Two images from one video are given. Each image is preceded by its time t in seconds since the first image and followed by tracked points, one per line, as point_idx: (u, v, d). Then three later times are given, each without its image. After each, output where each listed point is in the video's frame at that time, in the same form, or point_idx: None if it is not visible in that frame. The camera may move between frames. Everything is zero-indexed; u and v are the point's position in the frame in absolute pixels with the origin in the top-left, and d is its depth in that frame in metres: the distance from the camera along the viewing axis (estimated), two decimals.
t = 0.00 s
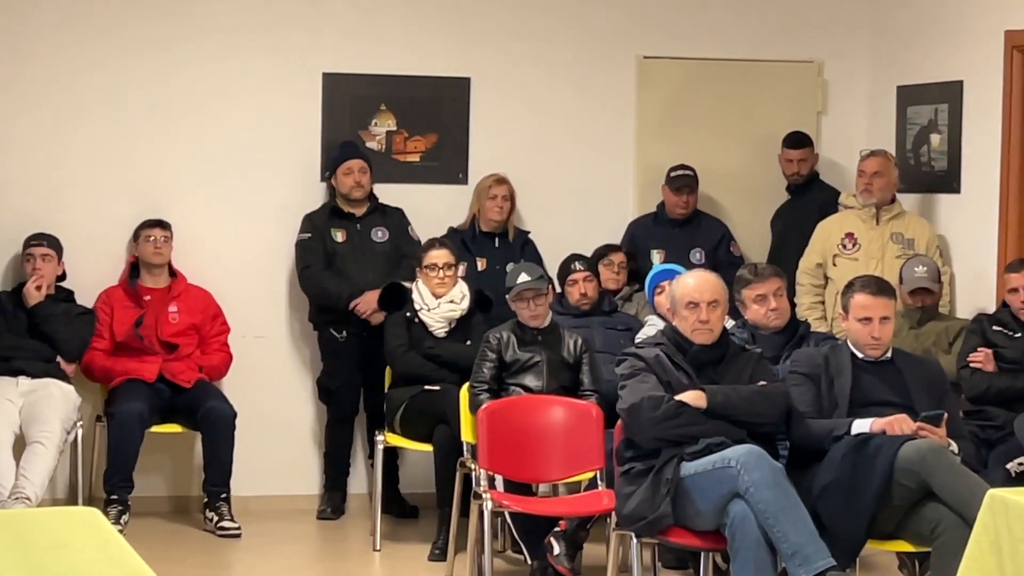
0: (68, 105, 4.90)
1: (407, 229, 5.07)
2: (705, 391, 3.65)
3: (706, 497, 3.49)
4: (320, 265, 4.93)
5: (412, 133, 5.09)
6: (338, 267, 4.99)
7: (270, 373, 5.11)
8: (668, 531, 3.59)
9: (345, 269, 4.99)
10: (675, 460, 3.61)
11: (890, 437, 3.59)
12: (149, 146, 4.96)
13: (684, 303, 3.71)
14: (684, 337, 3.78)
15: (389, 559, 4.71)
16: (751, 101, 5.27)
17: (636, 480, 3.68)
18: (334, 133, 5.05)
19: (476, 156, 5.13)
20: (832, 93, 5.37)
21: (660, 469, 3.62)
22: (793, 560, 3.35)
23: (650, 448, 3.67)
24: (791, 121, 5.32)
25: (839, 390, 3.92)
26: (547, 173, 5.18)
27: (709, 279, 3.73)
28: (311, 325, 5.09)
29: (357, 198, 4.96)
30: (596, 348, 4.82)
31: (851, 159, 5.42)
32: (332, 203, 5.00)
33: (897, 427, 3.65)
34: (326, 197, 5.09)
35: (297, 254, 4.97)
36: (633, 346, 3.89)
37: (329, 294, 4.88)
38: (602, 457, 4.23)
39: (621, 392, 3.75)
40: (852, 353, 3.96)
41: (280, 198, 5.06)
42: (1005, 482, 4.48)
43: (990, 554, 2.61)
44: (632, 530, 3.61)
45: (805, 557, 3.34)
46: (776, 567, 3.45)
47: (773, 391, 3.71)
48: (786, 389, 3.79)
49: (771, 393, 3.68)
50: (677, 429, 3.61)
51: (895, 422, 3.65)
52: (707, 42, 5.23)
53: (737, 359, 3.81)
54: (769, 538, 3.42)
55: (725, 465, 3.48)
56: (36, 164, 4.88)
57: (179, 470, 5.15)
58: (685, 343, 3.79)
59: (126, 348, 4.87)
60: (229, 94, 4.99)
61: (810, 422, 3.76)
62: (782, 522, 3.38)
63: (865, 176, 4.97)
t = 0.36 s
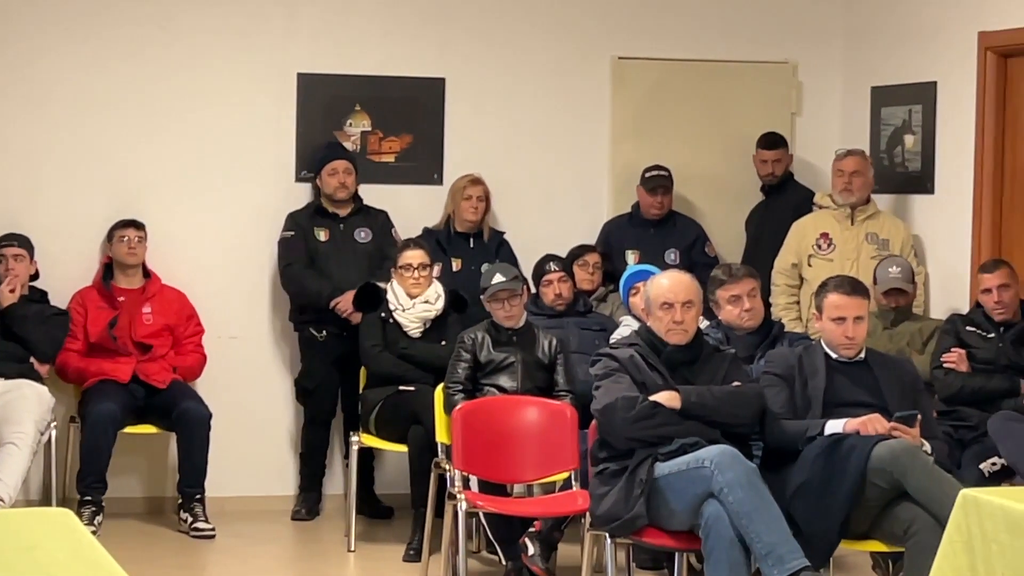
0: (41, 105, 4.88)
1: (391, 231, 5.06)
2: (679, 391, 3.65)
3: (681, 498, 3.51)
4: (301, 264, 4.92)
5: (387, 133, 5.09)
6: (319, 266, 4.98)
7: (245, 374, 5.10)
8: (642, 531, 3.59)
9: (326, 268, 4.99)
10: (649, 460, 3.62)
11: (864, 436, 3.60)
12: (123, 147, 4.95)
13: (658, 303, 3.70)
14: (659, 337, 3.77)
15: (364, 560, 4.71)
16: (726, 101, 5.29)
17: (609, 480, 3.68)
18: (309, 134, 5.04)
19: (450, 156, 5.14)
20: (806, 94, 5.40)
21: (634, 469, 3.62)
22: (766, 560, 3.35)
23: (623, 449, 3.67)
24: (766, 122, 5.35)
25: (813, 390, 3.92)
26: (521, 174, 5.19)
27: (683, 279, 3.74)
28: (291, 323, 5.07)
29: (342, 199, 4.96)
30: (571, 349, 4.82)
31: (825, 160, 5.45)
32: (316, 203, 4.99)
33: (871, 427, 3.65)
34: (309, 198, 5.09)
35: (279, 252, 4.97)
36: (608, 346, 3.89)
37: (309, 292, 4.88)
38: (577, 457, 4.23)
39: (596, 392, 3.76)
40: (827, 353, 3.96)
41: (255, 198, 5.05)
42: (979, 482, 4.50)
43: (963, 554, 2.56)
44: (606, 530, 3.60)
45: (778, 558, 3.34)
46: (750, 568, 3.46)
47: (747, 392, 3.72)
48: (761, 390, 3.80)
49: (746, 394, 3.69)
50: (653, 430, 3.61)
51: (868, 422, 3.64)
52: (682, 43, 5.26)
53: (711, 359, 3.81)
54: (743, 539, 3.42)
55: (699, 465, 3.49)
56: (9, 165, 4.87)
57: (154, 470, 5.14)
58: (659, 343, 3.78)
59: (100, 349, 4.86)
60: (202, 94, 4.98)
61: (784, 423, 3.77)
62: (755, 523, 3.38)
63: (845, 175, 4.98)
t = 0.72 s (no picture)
0: (15, 103, 4.86)
1: (369, 231, 5.06)
2: (654, 390, 3.65)
3: (657, 497, 3.51)
4: (278, 262, 4.91)
5: (363, 132, 5.09)
6: (296, 265, 4.97)
7: (221, 373, 5.09)
8: (617, 530, 3.60)
9: (303, 267, 4.97)
10: (624, 459, 3.62)
11: (838, 434, 3.61)
12: (98, 145, 4.93)
13: (633, 302, 3.71)
14: (634, 336, 3.77)
15: (339, 559, 4.70)
16: (702, 100, 5.32)
17: (585, 479, 3.68)
18: (284, 132, 5.04)
19: (426, 155, 5.14)
20: (782, 93, 5.44)
21: (609, 468, 3.62)
22: (741, 559, 3.36)
23: (599, 448, 3.68)
24: (742, 121, 5.38)
25: (788, 389, 3.91)
26: (497, 172, 5.20)
27: (659, 279, 3.74)
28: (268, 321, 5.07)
29: (320, 198, 4.95)
30: (546, 347, 4.83)
31: (801, 159, 5.48)
32: (295, 202, 4.98)
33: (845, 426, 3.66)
34: (289, 196, 5.07)
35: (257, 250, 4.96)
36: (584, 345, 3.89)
37: (287, 290, 4.87)
38: (552, 456, 4.23)
39: (571, 391, 3.76)
40: (802, 352, 3.96)
41: (231, 197, 5.04)
42: (953, 480, 4.52)
43: (938, 549, 2.52)
44: (582, 529, 3.63)
45: (753, 556, 3.35)
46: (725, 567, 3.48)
47: (722, 390, 3.71)
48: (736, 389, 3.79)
49: (721, 394, 3.69)
50: (629, 430, 3.62)
51: (842, 421, 3.66)
52: (658, 42, 5.29)
53: (687, 358, 3.81)
54: (718, 537, 3.43)
55: (675, 464, 3.49)
56: None
57: (129, 469, 5.13)
58: (634, 342, 3.78)
59: (75, 349, 4.83)
60: (177, 93, 4.97)
61: (760, 422, 3.77)
62: (730, 521, 3.39)
63: (827, 174, 4.98)
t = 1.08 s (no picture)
0: None
1: (348, 228, 5.06)
2: (634, 387, 3.65)
3: (635, 494, 3.51)
4: (257, 259, 4.91)
5: (342, 129, 5.10)
6: (276, 262, 4.97)
7: (200, 369, 5.09)
8: (596, 527, 3.60)
9: (282, 264, 4.98)
10: (603, 456, 3.61)
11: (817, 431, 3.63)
12: (76, 142, 4.92)
13: (612, 299, 3.71)
14: (613, 332, 3.77)
15: (319, 556, 4.70)
16: (682, 98, 5.35)
17: (564, 476, 3.68)
18: (263, 129, 5.04)
19: (406, 153, 5.15)
20: (761, 90, 5.47)
21: (588, 465, 3.62)
22: (721, 556, 3.36)
23: (578, 445, 3.68)
24: (722, 118, 5.41)
25: (766, 386, 3.91)
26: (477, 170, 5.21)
27: (638, 276, 3.75)
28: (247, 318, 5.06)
29: (301, 196, 4.95)
30: (525, 344, 4.83)
31: (779, 156, 5.51)
32: (273, 199, 4.98)
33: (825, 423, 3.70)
34: (268, 193, 5.07)
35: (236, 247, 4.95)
36: (564, 342, 3.89)
37: (265, 288, 4.87)
38: (531, 453, 4.24)
39: (550, 388, 3.75)
40: (781, 349, 3.95)
41: (210, 194, 5.04)
42: (932, 477, 4.52)
43: (917, 549, 2.46)
44: (561, 526, 3.62)
45: (733, 553, 3.36)
46: (704, 563, 3.48)
47: (702, 386, 3.71)
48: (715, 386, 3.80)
49: (699, 389, 3.68)
50: (607, 427, 3.62)
51: (822, 418, 3.70)
52: (637, 40, 5.32)
53: (666, 355, 3.82)
54: (697, 534, 3.44)
55: (654, 461, 3.50)
56: None
57: (108, 466, 5.13)
58: (613, 338, 3.79)
59: (53, 346, 4.81)
60: (155, 89, 4.97)
61: (739, 418, 3.77)
62: (709, 518, 3.40)
63: (808, 173, 4.97)
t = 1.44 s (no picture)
0: None
1: (326, 228, 5.05)
2: (615, 384, 3.66)
3: (616, 491, 3.51)
4: (237, 256, 4.90)
5: (323, 126, 5.11)
6: (255, 259, 4.96)
7: (182, 367, 5.08)
8: (578, 524, 3.59)
9: (262, 261, 4.96)
10: (585, 452, 3.62)
11: (799, 428, 3.61)
12: (57, 139, 4.91)
13: (594, 296, 3.69)
14: (595, 330, 3.77)
15: (300, 553, 4.68)
16: (663, 95, 5.37)
17: (545, 473, 3.68)
18: (244, 126, 5.03)
19: (387, 150, 5.16)
20: (742, 87, 5.49)
21: (570, 462, 3.63)
22: (702, 552, 3.34)
23: (559, 442, 3.69)
24: (703, 115, 5.43)
25: (748, 383, 3.89)
26: (458, 167, 5.22)
27: (619, 271, 3.73)
28: (226, 316, 5.05)
29: (280, 193, 4.93)
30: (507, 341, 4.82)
31: (760, 153, 5.52)
32: (252, 196, 4.97)
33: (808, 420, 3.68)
34: (247, 190, 5.07)
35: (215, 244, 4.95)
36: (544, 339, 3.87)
37: (245, 285, 4.85)
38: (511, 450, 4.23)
39: (531, 385, 3.75)
40: (762, 346, 3.95)
41: (191, 191, 5.03)
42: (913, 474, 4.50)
43: (898, 545, 2.41)
44: (542, 523, 3.61)
45: (714, 549, 3.34)
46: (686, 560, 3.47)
47: (682, 384, 3.73)
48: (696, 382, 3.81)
49: (681, 388, 3.71)
50: (588, 423, 3.62)
51: (803, 415, 3.68)
52: (618, 37, 5.33)
53: (647, 352, 3.83)
54: (678, 530, 3.42)
55: (636, 457, 3.49)
56: None
57: (89, 463, 5.11)
58: (594, 335, 3.78)
59: (34, 343, 4.79)
60: (136, 87, 4.96)
61: (720, 415, 3.77)
62: (690, 514, 3.38)
63: (789, 170, 4.97)
